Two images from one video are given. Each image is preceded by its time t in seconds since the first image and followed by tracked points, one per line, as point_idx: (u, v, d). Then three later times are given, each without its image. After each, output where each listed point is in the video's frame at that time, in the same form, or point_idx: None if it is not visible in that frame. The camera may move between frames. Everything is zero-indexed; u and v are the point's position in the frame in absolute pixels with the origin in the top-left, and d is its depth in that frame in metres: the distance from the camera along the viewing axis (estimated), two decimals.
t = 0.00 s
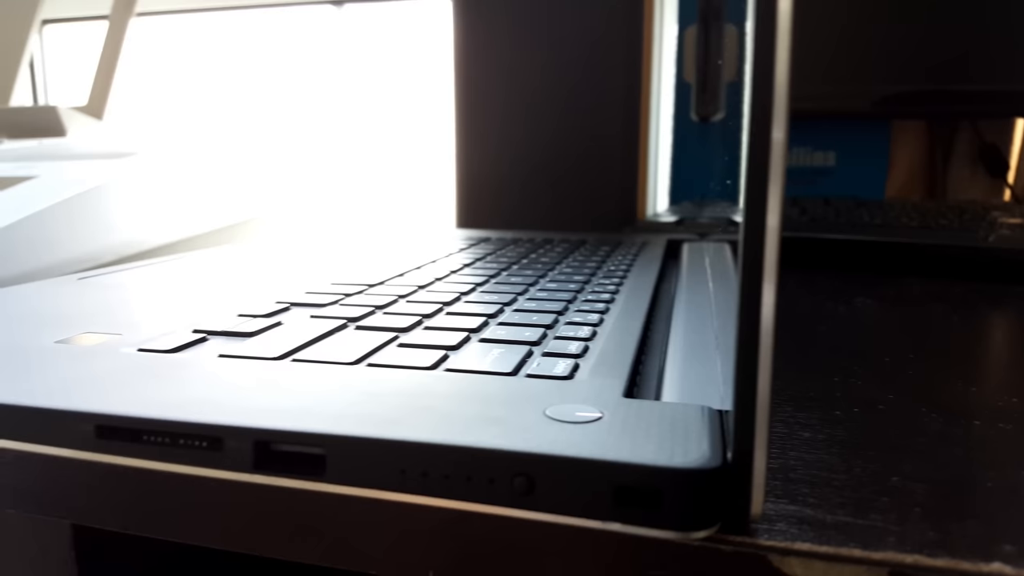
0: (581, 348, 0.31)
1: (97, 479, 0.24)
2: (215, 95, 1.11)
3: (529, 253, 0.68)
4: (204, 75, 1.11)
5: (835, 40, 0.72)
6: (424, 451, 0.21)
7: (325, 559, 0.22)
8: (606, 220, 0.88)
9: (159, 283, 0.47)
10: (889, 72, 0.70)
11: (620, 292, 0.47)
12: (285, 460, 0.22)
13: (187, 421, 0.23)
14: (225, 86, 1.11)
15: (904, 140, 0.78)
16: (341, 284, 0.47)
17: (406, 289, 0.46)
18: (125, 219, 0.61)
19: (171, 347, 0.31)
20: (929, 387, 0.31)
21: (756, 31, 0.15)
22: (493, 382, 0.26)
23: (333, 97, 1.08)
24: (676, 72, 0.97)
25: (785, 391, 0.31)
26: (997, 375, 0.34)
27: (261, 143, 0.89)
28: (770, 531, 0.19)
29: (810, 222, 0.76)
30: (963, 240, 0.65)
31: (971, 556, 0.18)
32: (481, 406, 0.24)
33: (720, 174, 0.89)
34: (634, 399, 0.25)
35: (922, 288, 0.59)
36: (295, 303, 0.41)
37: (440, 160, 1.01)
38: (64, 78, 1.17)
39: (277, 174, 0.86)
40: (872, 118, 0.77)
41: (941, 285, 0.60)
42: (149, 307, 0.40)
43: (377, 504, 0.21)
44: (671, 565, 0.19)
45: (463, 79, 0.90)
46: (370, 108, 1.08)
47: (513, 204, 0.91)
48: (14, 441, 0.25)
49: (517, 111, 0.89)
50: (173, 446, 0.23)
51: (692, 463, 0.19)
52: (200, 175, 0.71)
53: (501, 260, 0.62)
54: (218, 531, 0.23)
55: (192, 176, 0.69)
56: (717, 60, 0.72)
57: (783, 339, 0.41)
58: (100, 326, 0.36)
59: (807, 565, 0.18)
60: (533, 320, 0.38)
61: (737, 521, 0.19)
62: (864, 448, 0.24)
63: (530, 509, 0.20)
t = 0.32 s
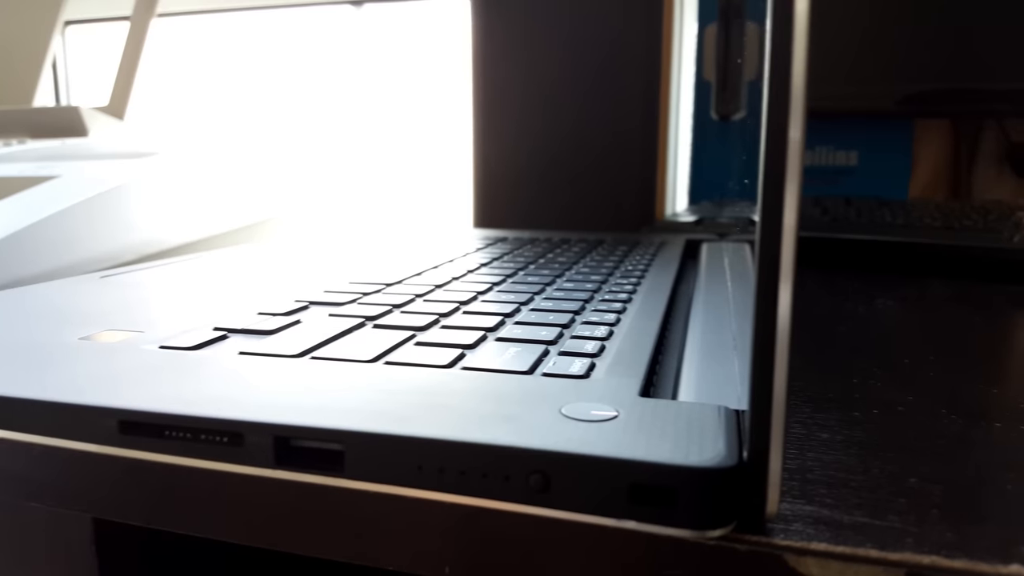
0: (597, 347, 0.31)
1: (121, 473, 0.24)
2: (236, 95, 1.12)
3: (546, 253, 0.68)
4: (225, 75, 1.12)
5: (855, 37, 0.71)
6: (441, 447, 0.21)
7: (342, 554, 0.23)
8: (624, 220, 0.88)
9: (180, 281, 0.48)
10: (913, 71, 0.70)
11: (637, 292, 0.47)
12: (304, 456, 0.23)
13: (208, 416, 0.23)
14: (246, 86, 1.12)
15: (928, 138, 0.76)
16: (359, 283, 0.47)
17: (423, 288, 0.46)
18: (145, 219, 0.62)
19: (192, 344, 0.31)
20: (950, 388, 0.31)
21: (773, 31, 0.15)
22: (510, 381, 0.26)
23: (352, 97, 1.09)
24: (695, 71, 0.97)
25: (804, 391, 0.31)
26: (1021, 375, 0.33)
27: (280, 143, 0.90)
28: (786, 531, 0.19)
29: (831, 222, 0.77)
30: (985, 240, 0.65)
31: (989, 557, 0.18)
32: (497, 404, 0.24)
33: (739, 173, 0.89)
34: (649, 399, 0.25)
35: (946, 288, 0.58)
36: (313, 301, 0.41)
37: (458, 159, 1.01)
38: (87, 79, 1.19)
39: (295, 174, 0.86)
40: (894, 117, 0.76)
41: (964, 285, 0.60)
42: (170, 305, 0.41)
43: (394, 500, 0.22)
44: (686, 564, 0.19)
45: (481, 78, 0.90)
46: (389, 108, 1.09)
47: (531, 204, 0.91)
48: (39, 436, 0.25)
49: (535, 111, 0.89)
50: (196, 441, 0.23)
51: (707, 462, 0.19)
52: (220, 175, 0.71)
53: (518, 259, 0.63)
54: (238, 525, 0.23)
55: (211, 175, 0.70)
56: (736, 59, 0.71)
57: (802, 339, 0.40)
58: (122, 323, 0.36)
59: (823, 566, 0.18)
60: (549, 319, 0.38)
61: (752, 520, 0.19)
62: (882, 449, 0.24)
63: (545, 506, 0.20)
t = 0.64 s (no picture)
0: (614, 347, 0.32)
1: (143, 468, 0.25)
2: (256, 96, 1.13)
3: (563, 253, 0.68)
4: (245, 76, 1.13)
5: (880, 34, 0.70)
6: (457, 444, 0.21)
7: (360, 549, 0.23)
8: (642, 220, 0.88)
9: (199, 280, 0.49)
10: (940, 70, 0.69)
11: (654, 292, 0.47)
12: (322, 452, 0.23)
13: (229, 412, 0.23)
14: (266, 87, 1.13)
15: (952, 137, 0.75)
16: (377, 282, 0.48)
17: (440, 287, 0.46)
18: (165, 218, 0.62)
19: (212, 342, 0.32)
20: (971, 390, 0.31)
21: (790, 27, 0.15)
22: (526, 380, 0.27)
23: (371, 97, 1.09)
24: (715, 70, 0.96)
25: (822, 392, 0.31)
26: None
27: (299, 144, 0.91)
28: (802, 531, 0.19)
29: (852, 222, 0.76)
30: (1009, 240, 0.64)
31: (1007, 558, 0.17)
32: (514, 402, 0.24)
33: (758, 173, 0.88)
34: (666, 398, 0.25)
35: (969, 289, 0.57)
36: (332, 300, 0.41)
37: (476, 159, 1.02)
38: (109, 80, 1.21)
39: (313, 173, 0.87)
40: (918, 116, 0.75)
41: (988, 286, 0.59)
42: (190, 304, 0.41)
43: (411, 496, 0.22)
44: (700, 562, 0.19)
45: (500, 78, 0.91)
46: (407, 108, 1.09)
47: (549, 204, 0.91)
48: (63, 431, 0.26)
49: (554, 110, 0.89)
50: (216, 437, 0.24)
51: (724, 461, 0.19)
52: (240, 174, 0.72)
53: (535, 259, 0.63)
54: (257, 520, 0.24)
55: (231, 174, 0.71)
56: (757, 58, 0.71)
57: (821, 340, 0.40)
58: (144, 321, 0.37)
59: (839, 565, 0.18)
60: (566, 318, 0.38)
61: (767, 519, 0.19)
62: (900, 449, 0.24)
63: (560, 504, 0.20)
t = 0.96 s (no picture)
0: (630, 346, 0.32)
1: (165, 463, 0.25)
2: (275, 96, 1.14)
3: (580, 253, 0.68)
4: (265, 76, 1.15)
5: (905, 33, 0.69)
6: (473, 441, 0.21)
7: (378, 545, 0.23)
8: (660, 220, 0.88)
9: (219, 278, 0.49)
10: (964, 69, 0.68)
11: (671, 292, 0.47)
12: (341, 448, 0.23)
13: (249, 408, 0.24)
14: (286, 87, 1.14)
15: (973, 137, 0.74)
16: (394, 281, 0.48)
17: (457, 286, 0.46)
18: (185, 218, 0.63)
19: (232, 339, 0.32)
20: (991, 393, 0.30)
21: (808, 27, 0.15)
22: (542, 378, 0.27)
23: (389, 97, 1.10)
24: (734, 70, 0.96)
25: (839, 393, 0.31)
26: None
27: (318, 144, 0.92)
28: (818, 530, 0.19)
29: (872, 222, 0.75)
30: None
31: None
32: (531, 400, 0.24)
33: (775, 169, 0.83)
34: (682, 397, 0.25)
35: (990, 291, 0.57)
36: (350, 299, 0.42)
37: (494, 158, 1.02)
38: (131, 80, 1.22)
39: (331, 173, 0.88)
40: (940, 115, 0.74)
41: (1011, 288, 0.58)
42: (210, 301, 0.42)
43: (428, 492, 0.22)
44: (716, 559, 0.19)
45: (517, 77, 0.91)
46: (424, 108, 1.10)
47: (567, 203, 0.91)
48: (86, 426, 0.26)
49: (571, 111, 0.89)
50: (237, 432, 0.24)
51: (739, 460, 0.19)
52: (260, 174, 0.73)
53: (551, 258, 0.63)
54: (276, 514, 0.24)
55: (251, 174, 0.71)
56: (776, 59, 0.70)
57: (839, 341, 0.40)
58: (165, 319, 0.37)
59: (855, 565, 0.18)
60: (582, 318, 0.38)
61: (783, 518, 0.19)
62: (917, 450, 0.24)
63: (576, 501, 0.20)
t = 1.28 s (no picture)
0: (646, 345, 0.32)
1: (187, 457, 0.26)
2: (296, 96, 1.15)
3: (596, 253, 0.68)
4: (285, 77, 1.16)
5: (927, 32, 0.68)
6: (489, 438, 0.22)
7: (394, 541, 0.24)
8: (678, 220, 0.87)
9: (239, 277, 0.50)
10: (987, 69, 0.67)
11: (688, 292, 0.47)
12: (359, 444, 0.24)
13: (270, 404, 0.24)
14: (305, 87, 1.15)
15: (994, 137, 0.74)
16: (411, 280, 0.48)
17: (474, 285, 0.47)
18: (205, 217, 0.64)
19: (253, 337, 0.33)
20: (1010, 395, 0.30)
21: (823, 27, 0.15)
22: (558, 377, 0.27)
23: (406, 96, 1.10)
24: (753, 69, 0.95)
25: (856, 393, 0.30)
26: None
27: (336, 144, 0.93)
28: (833, 529, 0.19)
29: (891, 223, 0.75)
30: None
31: None
32: (548, 399, 0.24)
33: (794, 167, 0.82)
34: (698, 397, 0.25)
35: (1013, 292, 0.56)
36: (368, 297, 0.42)
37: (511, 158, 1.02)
38: (153, 80, 1.24)
39: (349, 173, 0.88)
40: (962, 115, 0.73)
41: None
42: (230, 300, 0.42)
43: (445, 488, 0.22)
44: (730, 557, 0.19)
45: (534, 78, 0.91)
46: (441, 108, 1.10)
47: (584, 203, 0.91)
48: (109, 421, 0.27)
49: (588, 110, 0.89)
50: (258, 428, 0.25)
51: (755, 458, 0.19)
52: (279, 173, 0.74)
53: (568, 258, 0.63)
54: (295, 510, 0.25)
55: (270, 174, 0.72)
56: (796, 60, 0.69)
57: (857, 342, 0.39)
58: (187, 316, 0.38)
59: (870, 564, 0.18)
60: (598, 317, 0.38)
61: (798, 517, 0.19)
62: (934, 451, 0.24)
63: (592, 498, 0.21)
